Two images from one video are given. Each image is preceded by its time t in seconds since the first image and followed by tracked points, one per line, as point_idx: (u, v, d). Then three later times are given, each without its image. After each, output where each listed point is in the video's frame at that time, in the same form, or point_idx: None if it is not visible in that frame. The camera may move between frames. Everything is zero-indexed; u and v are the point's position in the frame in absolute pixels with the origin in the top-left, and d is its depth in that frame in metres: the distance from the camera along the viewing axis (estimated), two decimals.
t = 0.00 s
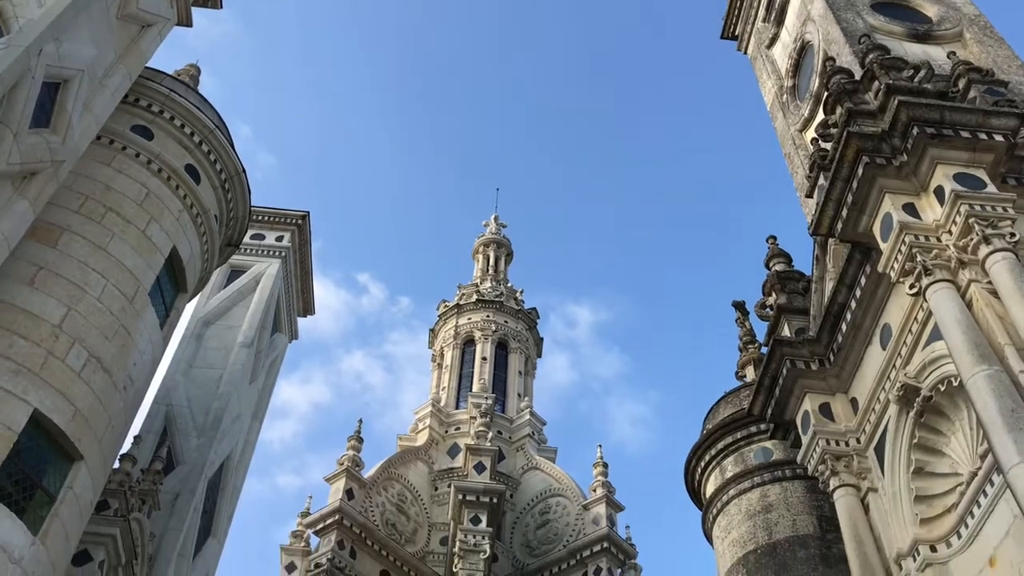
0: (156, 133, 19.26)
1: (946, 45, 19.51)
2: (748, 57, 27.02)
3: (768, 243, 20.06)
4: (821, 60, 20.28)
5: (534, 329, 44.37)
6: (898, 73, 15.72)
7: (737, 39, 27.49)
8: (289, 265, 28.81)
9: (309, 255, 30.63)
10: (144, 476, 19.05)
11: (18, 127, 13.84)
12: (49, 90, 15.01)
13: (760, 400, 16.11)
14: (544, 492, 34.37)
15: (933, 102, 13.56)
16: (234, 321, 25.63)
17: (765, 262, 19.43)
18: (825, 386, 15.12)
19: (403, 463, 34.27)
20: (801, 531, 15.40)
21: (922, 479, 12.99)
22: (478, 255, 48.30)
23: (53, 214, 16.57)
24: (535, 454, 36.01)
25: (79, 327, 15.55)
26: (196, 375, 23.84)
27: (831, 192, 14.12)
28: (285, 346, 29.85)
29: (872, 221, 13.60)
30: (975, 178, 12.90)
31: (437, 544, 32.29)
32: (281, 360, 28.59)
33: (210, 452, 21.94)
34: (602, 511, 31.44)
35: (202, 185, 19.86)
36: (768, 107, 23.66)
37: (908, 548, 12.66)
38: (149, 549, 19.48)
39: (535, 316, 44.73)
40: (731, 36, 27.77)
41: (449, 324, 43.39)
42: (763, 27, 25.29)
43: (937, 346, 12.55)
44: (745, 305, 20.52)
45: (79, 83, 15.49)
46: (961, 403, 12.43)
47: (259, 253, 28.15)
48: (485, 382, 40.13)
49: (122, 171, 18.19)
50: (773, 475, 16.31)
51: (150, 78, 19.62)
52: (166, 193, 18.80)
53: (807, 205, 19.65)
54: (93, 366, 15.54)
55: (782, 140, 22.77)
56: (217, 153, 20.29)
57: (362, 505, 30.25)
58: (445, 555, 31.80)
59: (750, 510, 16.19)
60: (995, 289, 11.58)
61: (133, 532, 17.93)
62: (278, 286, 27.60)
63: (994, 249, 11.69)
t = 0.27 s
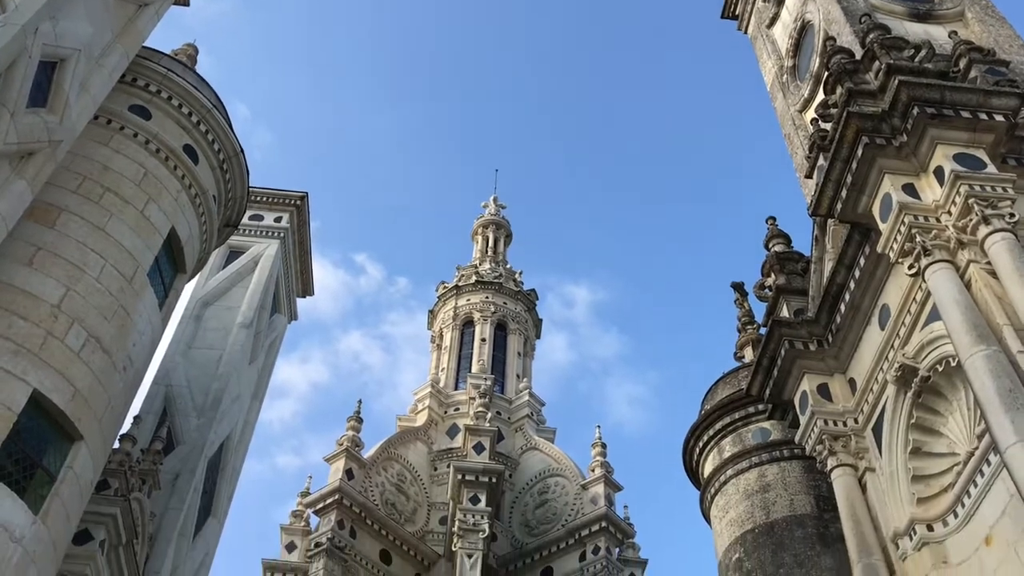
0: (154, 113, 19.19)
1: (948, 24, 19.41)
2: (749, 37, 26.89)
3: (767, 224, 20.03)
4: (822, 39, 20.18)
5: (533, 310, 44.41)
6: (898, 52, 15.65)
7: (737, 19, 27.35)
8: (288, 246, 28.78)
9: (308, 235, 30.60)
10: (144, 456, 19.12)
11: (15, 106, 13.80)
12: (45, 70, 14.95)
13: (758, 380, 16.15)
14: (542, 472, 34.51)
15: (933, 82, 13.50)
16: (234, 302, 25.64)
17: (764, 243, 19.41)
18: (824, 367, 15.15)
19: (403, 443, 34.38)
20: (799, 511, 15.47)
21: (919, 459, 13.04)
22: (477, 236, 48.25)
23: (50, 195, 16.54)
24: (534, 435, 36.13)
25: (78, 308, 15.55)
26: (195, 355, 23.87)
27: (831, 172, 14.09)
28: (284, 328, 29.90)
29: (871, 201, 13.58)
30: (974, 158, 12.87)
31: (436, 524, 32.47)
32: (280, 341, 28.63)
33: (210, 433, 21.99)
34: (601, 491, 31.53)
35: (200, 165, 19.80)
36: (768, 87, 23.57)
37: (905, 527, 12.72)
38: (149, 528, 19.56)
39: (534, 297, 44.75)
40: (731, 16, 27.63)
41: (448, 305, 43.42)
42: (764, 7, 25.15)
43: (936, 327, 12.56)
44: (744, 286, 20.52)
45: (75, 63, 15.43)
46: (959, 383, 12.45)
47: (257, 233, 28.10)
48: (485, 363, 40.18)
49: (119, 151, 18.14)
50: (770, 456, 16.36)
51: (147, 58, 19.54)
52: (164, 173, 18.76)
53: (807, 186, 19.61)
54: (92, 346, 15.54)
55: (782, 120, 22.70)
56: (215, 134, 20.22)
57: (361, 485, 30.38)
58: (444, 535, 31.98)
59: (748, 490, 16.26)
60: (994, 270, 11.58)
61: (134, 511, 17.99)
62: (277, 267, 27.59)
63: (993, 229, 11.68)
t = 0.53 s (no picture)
0: (152, 92, 19.11)
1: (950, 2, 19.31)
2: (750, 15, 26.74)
3: (767, 204, 20.00)
4: (823, 18, 20.07)
5: (533, 291, 44.42)
6: (900, 31, 15.56)
7: None
8: (287, 225, 28.74)
9: (308, 215, 30.54)
10: (145, 436, 19.18)
11: (14, 84, 13.76)
12: (43, 48, 14.89)
13: (758, 360, 16.17)
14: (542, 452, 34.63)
15: (935, 61, 13.44)
16: (233, 282, 25.63)
17: (764, 223, 19.38)
18: (824, 346, 15.16)
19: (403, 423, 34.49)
20: (797, 490, 15.52)
21: (918, 438, 13.08)
22: (477, 216, 48.19)
23: (49, 174, 16.50)
24: (534, 414, 36.21)
25: (78, 287, 15.54)
26: (195, 335, 23.90)
27: (832, 151, 14.06)
28: (284, 308, 29.92)
29: (872, 181, 13.55)
30: (976, 138, 12.84)
31: (436, 502, 32.65)
32: (281, 321, 28.65)
33: (211, 413, 22.04)
34: (600, 470, 31.61)
35: (199, 145, 19.74)
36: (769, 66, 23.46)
37: (903, 506, 12.77)
38: (150, 507, 19.65)
39: (534, 277, 44.74)
40: None
41: (448, 286, 43.43)
42: None
43: (935, 306, 12.56)
44: (744, 266, 20.51)
45: (73, 41, 15.36)
46: (958, 362, 12.48)
47: (257, 213, 28.05)
48: (485, 343, 40.23)
49: (118, 131, 18.09)
50: (770, 435, 16.39)
51: (145, 36, 19.45)
52: (163, 152, 18.70)
53: (808, 165, 19.56)
54: (92, 326, 15.55)
55: (783, 99, 22.61)
56: (214, 113, 20.14)
57: (362, 464, 30.48)
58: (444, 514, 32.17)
59: (747, 469, 16.32)
60: (994, 249, 11.58)
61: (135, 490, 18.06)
62: (277, 247, 27.55)
63: (994, 209, 11.66)
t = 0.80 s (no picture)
0: (151, 70, 19.01)
1: None
2: None
3: (769, 184, 19.94)
4: None
5: (534, 271, 44.39)
6: (903, 9, 15.46)
7: None
8: (287, 205, 28.67)
9: (308, 195, 30.48)
10: (147, 415, 19.23)
11: (12, 62, 13.71)
12: (41, 26, 14.82)
13: (758, 340, 16.17)
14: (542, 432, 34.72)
15: (938, 39, 13.36)
16: (233, 262, 25.61)
17: (765, 202, 19.34)
18: (824, 326, 15.15)
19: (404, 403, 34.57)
20: (797, 469, 15.56)
21: (918, 418, 13.10)
22: (478, 196, 48.10)
23: (49, 153, 16.46)
24: (535, 394, 36.27)
25: (79, 267, 15.53)
26: (196, 315, 23.90)
27: (834, 130, 14.00)
28: (284, 288, 29.92)
29: (874, 160, 13.50)
30: (978, 117, 12.78)
31: (437, 482, 32.82)
32: (281, 302, 28.65)
33: (212, 392, 22.09)
34: (600, 450, 31.63)
35: (198, 124, 19.66)
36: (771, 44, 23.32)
37: (902, 485, 12.80)
38: (152, 486, 19.73)
39: (534, 258, 44.70)
40: None
41: (448, 266, 43.41)
42: None
43: (936, 286, 12.55)
44: (745, 247, 20.48)
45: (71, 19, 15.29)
46: (959, 342, 12.49)
47: (257, 193, 27.99)
48: (485, 323, 40.25)
49: (118, 110, 18.02)
50: (770, 415, 16.42)
51: (144, 14, 19.35)
52: (163, 131, 18.64)
53: (810, 145, 19.49)
54: (93, 305, 15.56)
55: (785, 79, 22.50)
56: (213, 92, 20.05)
57: (363, 444, 30.57)
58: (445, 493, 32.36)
59: (747, 449, 16.36)
60: (995, 229, 11.57)
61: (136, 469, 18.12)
62: (276, 227, 27.50)
63: (996, 188, 11.62)
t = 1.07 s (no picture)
0: (151, 47, 18.91)
1: None
2: None
3: (770, 162, 19.87)
4: None
5: (534, 250, 44.35)
6: None
7: None
8: (288, 184, 28.60)
9: (308, 173, 30.40)
10: (149, 392, 19.29)
11: (11, 37, 13.65)
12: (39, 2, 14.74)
13: (759, 318, 16.18)
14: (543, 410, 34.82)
15: (942, 17, 13.26)
16: (234, 240, 25.58)
17: (767, 181, 19.28)
18: (825, 305, 15.16)
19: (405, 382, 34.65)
20: (797, 447, 15.60)
21: (917, 396, 13.13)
22: (478, 175, 47.98)
23: (49, 130, 16.41)
24: (535, 373, 36.34)
25: (80, 244, 15.52)
26: (197, 294, 23.91)
27: (836, 108, 13.95)
28: (285, 266, 29.91)
29: (876, 138, 13.44)
30: (982, 95, 12.72)
31: (438, 459, 32.99)
32: (282, 280, 28.65)
33: (213, 370, 22.13)
34: (600, 428, 31.72)
35: (198, 101, 19.57)
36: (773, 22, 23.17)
37: (902, 463, 12.85)
38: (154, 464, 19.82)
39: (535, 237, 44.65)
40: None
41: (449, 245, 43.37)
42: None
43: (937, 265, 12.54)
44: (746, 225, 20.45)
45: None
46: (959, 321, 12.51)
47: (257, 171, 27.92)
48: (486, 302, 40.26)
49: (117, 87, 17.94)
50: (770, 393, 16.45)
51: None
52: (163, 109, 18.56)
53: (812, 123, 19.41)
54: (94, 283, 15.56)
55: (787, 56, 22.37)
56: (213, 69, 19.94)
57: (364, 422, 30.65)
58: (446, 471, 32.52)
59: (747, 427, 16.40)
60: (997, 207, 11.56)
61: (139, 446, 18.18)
62: (277, 205, 27.45)
63: (998, 166, 11.58)
